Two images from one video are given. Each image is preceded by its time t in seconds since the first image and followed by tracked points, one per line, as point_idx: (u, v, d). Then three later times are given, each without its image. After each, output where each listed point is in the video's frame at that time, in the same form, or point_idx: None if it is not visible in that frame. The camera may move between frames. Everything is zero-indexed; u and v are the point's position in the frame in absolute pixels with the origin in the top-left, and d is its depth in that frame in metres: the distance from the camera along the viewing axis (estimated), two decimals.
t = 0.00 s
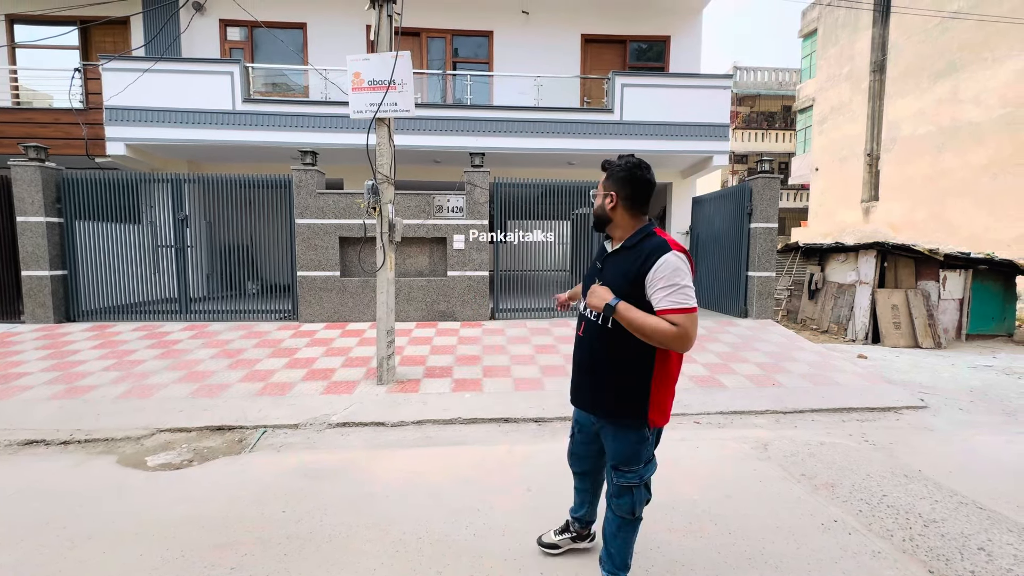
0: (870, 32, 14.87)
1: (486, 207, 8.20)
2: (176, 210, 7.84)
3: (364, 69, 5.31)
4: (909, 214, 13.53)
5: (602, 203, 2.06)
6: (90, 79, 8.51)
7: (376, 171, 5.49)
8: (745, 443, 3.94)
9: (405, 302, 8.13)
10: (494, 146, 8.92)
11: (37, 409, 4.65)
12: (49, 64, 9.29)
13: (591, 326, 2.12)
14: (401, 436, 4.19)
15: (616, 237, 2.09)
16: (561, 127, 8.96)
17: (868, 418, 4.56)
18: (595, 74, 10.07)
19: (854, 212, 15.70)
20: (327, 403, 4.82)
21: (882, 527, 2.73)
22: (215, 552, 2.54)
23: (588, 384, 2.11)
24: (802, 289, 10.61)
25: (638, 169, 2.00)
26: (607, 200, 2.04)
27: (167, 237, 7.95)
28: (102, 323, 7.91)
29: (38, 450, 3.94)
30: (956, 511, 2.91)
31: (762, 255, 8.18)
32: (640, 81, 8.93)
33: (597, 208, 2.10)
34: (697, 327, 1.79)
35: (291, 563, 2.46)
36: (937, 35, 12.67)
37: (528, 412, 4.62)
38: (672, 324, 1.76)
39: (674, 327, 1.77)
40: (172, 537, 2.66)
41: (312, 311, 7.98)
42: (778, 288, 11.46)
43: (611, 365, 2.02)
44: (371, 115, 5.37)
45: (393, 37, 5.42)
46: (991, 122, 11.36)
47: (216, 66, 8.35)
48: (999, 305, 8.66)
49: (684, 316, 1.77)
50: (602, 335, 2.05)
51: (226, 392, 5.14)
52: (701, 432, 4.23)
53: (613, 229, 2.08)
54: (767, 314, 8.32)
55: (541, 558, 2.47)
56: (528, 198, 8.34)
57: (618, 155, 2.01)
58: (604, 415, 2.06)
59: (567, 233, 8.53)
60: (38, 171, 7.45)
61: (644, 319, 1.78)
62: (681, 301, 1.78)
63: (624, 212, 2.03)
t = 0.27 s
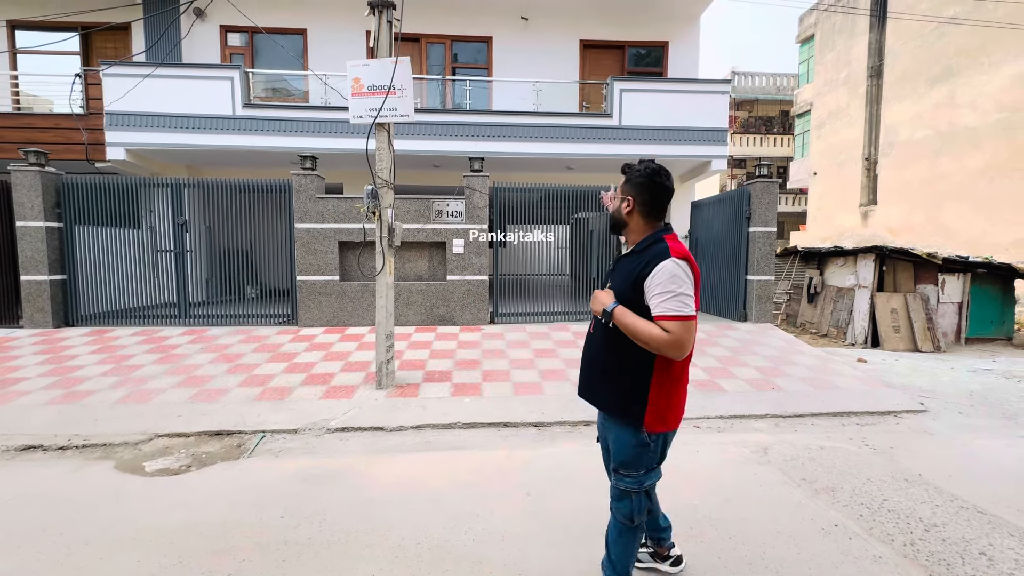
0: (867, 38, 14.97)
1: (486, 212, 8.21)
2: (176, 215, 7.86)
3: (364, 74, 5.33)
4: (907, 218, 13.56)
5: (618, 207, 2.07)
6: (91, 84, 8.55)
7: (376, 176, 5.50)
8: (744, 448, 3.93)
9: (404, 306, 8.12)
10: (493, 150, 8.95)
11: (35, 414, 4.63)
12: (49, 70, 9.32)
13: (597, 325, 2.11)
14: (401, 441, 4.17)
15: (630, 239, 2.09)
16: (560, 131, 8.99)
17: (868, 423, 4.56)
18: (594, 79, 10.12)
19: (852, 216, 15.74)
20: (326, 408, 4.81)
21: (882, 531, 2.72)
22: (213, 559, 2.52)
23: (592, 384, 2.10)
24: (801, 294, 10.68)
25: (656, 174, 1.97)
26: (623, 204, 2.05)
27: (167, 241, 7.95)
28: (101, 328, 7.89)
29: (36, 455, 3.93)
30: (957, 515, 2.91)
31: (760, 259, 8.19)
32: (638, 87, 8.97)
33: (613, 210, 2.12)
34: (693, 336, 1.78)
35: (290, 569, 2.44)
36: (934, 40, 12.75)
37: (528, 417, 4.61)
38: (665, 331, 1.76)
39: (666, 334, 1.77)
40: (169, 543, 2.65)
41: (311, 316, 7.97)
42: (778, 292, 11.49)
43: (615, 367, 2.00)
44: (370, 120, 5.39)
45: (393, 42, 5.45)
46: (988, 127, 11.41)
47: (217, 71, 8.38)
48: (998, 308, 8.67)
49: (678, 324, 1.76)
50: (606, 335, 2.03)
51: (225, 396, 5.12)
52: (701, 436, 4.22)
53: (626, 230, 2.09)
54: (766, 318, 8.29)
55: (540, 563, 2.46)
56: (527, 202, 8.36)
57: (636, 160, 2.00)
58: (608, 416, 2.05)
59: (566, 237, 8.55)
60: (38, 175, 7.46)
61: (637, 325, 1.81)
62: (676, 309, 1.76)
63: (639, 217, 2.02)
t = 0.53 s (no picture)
0: (862, 49, 15.14)
1: (485, 220, 8.22)
2: (176, 224, 7.88)
3: (365, 84, 5.38)
4: (905, 226, 13.63)
5: (656, 222, 2.09)
6: (93, 94, 8.61)
7: (376, 185, 5.52)
8: (745, 457, 3.91)
9: (403, 315, 8.11)
10: (493, 160, 9.01)
11: (31, 423, 4.60)
12: (52, 80, 9.40)
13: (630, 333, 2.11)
14: (399, 450, 4.14)
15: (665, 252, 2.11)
16: (559, 141, 9.05)
17: (869, 431, 4.54)
18: (592, 89, 10.21)
19: (850, 224, 15.81)
20: (324, 417, 4.79)
21: (885, 542, 2.69)
22: (209, 571, 2.49)
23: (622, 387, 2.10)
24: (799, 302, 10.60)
25: (695, 192, 2.00)
26: (661, 219, 2.07)
27: (166, 250, 7.96)
28: (99, 336, 7.87)
29: (31, 465, 3.89)
30: (960, 525, 2.89)
31: (759, 267, 8.20)
32: (636, 96, 9.05)
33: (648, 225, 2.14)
34: (727, 349, 1.79)
35: None
36: (928, 51, 12.90)
37: (527, 426, 4.58)
38: (700, 344, 1.76)
39: (701, 347, 1.77)
40: (165, 554, 2.62)
41: (310, 324, 7.96)
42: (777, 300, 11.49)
43: (645, 373, 2.00)
44: (371, 129, 5.43)
45: (393, 53, 5.51)
46: (983, 136, 11.51)
47: (218, 81, 8.45)
48: (997, 316, 8.67)
49: (713, 338, 1.76)
50: (638, 342, 2.03)
51: (222, 406, 5.10)
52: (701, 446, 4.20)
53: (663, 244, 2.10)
54: (766, 327, 8.30)
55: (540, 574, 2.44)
56: (526, 210, 8.40)
57: (675, 175, 2.01)
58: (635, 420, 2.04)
59: (565, 246, 8.57)
60: (39, 184, 7.49)
61: (672, 338, 1.81)
62: (710, 322, 1.77)
63: (678, 232, 2.04)
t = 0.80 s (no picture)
0: (856, 65, 15.38)
1: (485, 234, 8.25)
2: (177, 237, 7.90)
3: (365, 101, 5.45)
4: (902, 240, 13.70)
5: (701, 239, 2.01)
6: (97, 109, 8.71)
7: (376, 199, 5.55)
8: (748, 472, 3.87)
9: (403, 328, 8.10)
10: (492, 174, 9.08)
11: (25, 439, 4.55)
12: (57, 96, 9.51)
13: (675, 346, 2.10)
14: (398, 466, 4.10)
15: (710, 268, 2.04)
16: (558, 155, 9.14)
17: (872, 446, 4.50)
18: (591, 105, 10.34)
19: (848, 237, 15.89)
20: (322, 432, 4.74)
21: (891, 560, 2.65)
22: None
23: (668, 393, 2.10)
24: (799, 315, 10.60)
25: (740, 206, 1.94)
26: (706, 236, 1.99)
27: (166, 263, 7.97)
28: (97, 350, 7.84)
29: (24, 481, 3.84)
30: (966, 543, 2.85)
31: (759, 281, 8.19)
32: (634, 112, 9.16)
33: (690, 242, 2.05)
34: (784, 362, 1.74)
35: None
36: (921, 68, 13.11)
37: (527, 441, 4.54)
38: (756, 358, 1.73)
39: (758, 361, 1.73)
40: (159, 573, 2.57)
41: (309, 338, 7.93)
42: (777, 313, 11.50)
43: (691, 380, 1.98)
44: (371, 145, 5.48)
45: (394, 71, 5.60)
46: (977, 151, 11.63)
47: (221, 97, 8.56)
48: (997, 329, 8.67)
49: (769, 351, 1.72)
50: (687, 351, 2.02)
51: (220, 420, 5.06)
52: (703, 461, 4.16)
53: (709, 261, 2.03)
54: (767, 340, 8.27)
55: None
56: (525, 224, 8.45)
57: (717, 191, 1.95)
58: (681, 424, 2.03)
59: (564, 259, 8.61)
60: (41, 198, 7.52)
61: (727, 352, 1.77)
62: (766, 336, 1.73)
63: (725, 248, 1.97)
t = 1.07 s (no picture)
0: (849, 86, 15.68)
1: (484, 251, 8.28)
2: (177, 254, 7.93)
3: (367, 120, 5.53)
4: (900, 256, 13.76)
5: (753, 258, 1.97)
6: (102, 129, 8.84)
7: (376, 217, 5.59)
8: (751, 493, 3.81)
9: (402, 345, 8.07)
10: (492, 192, 9.17)
11: (19, 458, 4.49)
12: (63, 115, 9.65)
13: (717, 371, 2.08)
14: (396, 486, 4.04)
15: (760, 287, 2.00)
16: (557, 173, 9.24)
17: (876, 465, 4.45)
18: (589, 124, 10.50)
19: (846, 254, 15.96)
20: (320, 451, 4.69)
21: None
22: None
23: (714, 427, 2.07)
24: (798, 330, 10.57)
25: (790, 225, 1.92)
26: (759, 254, 1.95)
27: (166, 280, 7.99)
28: (94, 368, 7.79)
29: (16, 502, 3.78)
30: (974, 566, 2.80)
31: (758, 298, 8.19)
32: (632, 131, 9.29)
33: (739, 261, 2.00)
34: (828, 389, 1.69)
35: None
36: (913, 88, 13.35)
37: (527, 460, 4.49)
38: (799, 384, 1.68)
39: (800, 387, 1.68)
40: None
41: (308, 355, 7.90)
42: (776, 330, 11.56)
43: (735, 411, 1.94)
44: (372, 163, 5.54)
45: (395, 91, 5.69)
46: (971, 169, 11.77)
47: (225, 117, 8.69)
48: (997, 346, 8.65)
49: (812, 377, 1.67)
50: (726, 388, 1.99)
51: (216, 439, 5.01)
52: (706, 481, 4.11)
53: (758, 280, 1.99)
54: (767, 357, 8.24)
55: None
56: (525, 241, 8.50)
57: (766, 209, 1.92)
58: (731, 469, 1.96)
59: (564, 276, 8.64)
60: (43, 216, 7.57)
61: (767, 375, 1.73)
62: (810, 361, 1.68)
63: (777, 267, 1.94)
